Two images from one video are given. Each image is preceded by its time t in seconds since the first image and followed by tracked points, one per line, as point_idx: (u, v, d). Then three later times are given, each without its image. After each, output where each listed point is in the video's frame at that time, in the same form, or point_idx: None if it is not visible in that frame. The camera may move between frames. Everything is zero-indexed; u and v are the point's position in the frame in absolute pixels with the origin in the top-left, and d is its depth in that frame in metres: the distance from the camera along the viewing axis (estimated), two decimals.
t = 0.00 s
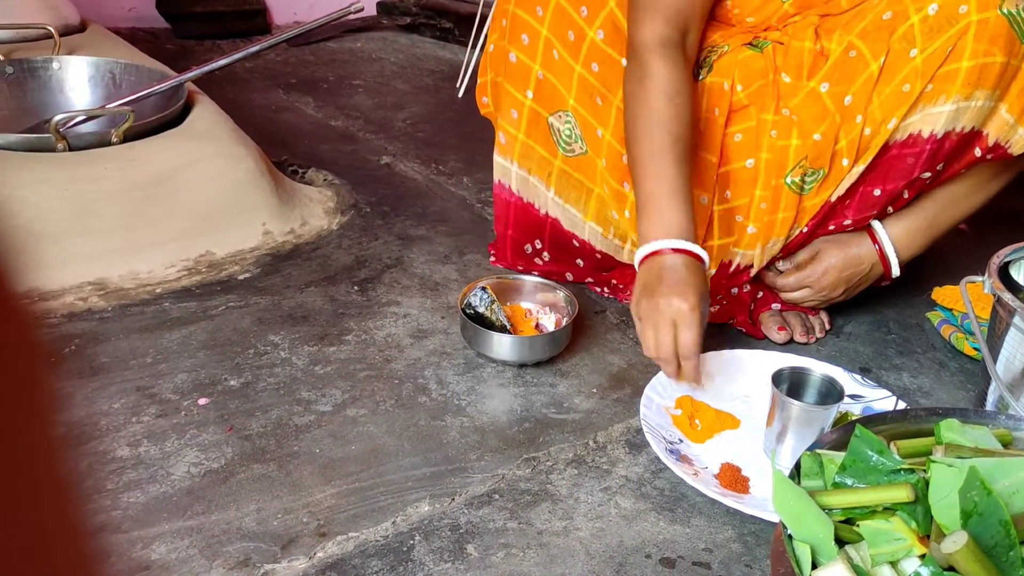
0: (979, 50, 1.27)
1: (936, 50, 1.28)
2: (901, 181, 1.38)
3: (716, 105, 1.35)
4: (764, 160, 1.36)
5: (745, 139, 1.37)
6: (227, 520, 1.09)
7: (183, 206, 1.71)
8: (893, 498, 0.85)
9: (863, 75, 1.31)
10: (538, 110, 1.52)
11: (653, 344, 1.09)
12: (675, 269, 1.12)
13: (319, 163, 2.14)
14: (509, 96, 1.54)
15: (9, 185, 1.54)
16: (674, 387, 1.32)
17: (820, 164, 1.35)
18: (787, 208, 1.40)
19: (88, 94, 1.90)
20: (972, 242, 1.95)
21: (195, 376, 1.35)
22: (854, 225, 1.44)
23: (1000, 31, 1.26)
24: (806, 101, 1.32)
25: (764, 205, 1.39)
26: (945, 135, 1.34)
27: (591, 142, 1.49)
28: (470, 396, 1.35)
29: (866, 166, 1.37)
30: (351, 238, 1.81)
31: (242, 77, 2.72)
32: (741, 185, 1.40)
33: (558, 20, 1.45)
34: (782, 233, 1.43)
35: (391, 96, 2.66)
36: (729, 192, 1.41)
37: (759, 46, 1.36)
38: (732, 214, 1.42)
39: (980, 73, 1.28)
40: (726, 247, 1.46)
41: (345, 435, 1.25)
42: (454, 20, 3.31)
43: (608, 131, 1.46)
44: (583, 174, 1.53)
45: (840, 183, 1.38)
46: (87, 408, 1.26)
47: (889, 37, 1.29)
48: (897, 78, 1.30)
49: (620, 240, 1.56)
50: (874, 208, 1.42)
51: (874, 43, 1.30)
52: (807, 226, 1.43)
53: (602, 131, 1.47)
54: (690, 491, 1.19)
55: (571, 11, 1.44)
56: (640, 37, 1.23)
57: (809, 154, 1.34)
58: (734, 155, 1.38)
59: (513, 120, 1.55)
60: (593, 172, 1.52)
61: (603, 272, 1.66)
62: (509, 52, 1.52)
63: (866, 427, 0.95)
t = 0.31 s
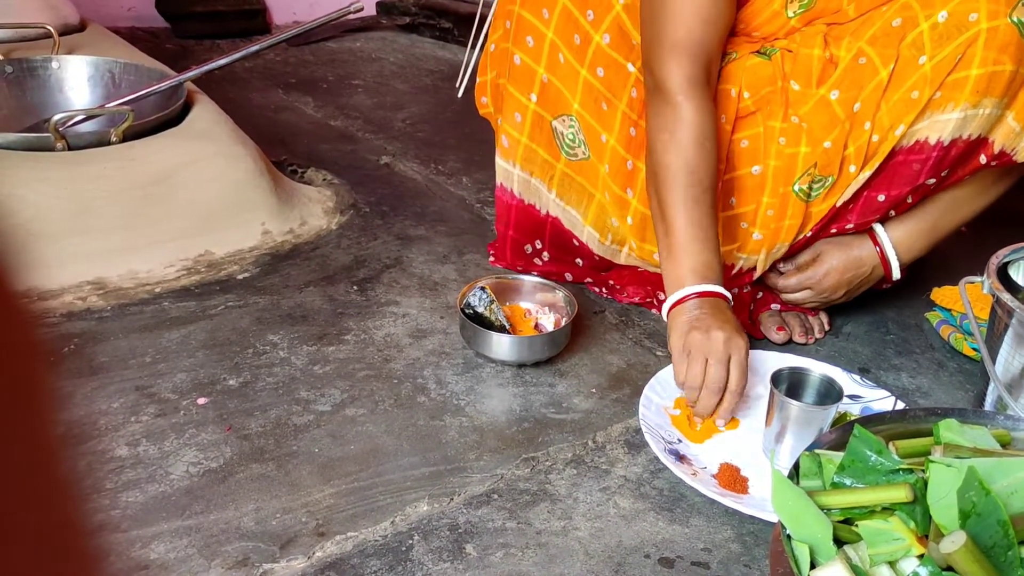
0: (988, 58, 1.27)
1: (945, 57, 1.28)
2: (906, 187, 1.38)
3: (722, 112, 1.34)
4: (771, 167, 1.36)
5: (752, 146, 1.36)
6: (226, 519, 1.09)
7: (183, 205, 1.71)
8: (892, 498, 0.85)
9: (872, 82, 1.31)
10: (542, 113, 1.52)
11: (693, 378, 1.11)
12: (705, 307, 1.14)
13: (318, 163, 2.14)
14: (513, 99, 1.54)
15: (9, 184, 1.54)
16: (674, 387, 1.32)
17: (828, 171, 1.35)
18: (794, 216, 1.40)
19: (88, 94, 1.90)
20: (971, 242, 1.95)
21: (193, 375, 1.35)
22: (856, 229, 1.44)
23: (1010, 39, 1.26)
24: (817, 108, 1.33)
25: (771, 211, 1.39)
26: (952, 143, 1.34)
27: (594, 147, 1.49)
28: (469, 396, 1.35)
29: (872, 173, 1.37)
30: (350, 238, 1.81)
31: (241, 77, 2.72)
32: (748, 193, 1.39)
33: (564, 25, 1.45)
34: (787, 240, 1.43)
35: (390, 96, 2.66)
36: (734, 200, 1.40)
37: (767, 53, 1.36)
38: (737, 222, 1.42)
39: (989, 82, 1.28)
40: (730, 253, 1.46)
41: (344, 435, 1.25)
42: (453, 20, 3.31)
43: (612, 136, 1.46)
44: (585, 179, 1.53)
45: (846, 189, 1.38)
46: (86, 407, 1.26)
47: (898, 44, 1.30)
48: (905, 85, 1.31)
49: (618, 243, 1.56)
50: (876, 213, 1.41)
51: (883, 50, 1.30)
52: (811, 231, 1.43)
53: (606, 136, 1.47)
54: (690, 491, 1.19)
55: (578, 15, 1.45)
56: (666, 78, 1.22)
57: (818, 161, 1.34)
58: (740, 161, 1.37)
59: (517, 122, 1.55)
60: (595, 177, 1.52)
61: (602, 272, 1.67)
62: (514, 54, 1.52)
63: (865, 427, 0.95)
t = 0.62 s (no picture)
0: (990, 58, 1.27)
1: (946, 58, 1.28)
2: (906, 188, 1.38)
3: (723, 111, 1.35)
4: (772, 166, 1.36)
5: (752, 146, 1.36)
6: (224, 519, 1.09)
7: (182, 205, 1.71)
8: (890, 498, 0.85)
9: (873, 82, 1.31)
10: (542, 112, 1.52)
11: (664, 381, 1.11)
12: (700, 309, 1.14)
13: (317, 163, 2.14)
14: (513, 98, 1.54)
15: (8, 184, 1.54)
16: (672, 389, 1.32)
17: (828, 172, 1.35)
18: (794, 216, 1.40)
19: (87, 93, 1.90)
20: (970, 243, 1.95)
21: (192, 375, 1.35)
22: (855, 230, 1.44)
23: (1011, 40, 1.26)
24: (817, 108, 1.33)
25: (771, 211, 1.39)
26: (953, 143, 1.34)
27: (594, 146, 1.49)
28: (468, 396, 1.35)
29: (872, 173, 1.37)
30: (349, 239, 1.81)
31: (240, 77, 2.72)
32: (748, 192, 1.39)
33: (563, 23, 1.45)
34: (787, 240, 1.43)
35: (389, 96, 2.66)
36: (734, 199, 1.40)
37: (767, 52, 1.36)
38: (737, 222, 1.42)
39: (991, 83, 1.28)
40: (730, 253, 1.46)
41: (342, 435, 1.25)
42: (452, 20, 3.31)
43: (612, 135, 1.46)
44: (584, 178, 1.53)
45: (847, 190, 1.38)
46: (84, 407, 1.26)
47: (899, 45, 1.30)
48: (907, 85, 1.30)
49: (617, 244, 1.56)
50: (877, 214, 1.41)
51: (884, 50, 1.30)
52: (811, 231, 1.43)
53: (606, 135, 1.46)
54: (688, 492, 1.19)
55: (577, 13, 1.44)
56: (665, 78, 1.22)
57: (819, 161, 1.34)
58: (740, 161, 1.38)
59: (517, 121, 1.55)
60: (595, 176, 1.51)
61: (600, 273, 1.67)
62: (514, 53, 1.52)
63: (864, 428, 0.95)
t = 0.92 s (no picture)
0: (978, 50, 1.26)
1: (934, 51, 1.27)
2: (898, 183, 1.38)
3: (713, 101, 1.37)
4: (760, 157, 1.37)
5: (743, 137, 1.38)
6: (223, 520, 1.09)
7: (181, 205, 1.71)
8: (888, 499, 0.85)
9: (860, 76, 1.31)
10: (535, 111, 1.52)
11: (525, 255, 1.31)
12: (556, 197, 1.26)
13: (316, 163, 2.14)
14: (506, 98, 1.54)
15: (8, 184, 1.54)
16: (670, 389, 1.32)
17: (816, 163, 1.36)
18: (784, 207, 1.41)
19: (86, 93, 1.90)
20: (968, 244, 1.95)
21: (191, 376, 1.35)
22: (851, 228, 1.45)
23: (999, 32, 1.25)
24: (803, 99, 1.34)
25: (760, 202, 1.40)
26: (943, 136, 1.33)
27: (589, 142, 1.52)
28: (466, 397, 1.35)
29: (863, 167, 1.38)
30: (347, 239, 1.81)
31: (239, 77, 2.72)
32: (737, 183, 1.41)
33: (554, 23, 1.45)
34: (779, 232, 1.44)
35: (388, 96, 2.66)
36: (727, 189, 1.43)
37: (756, 42, 1.37)
38: (730, 212, 1.44)
39: (979, 74, 1.28)
40: (724, 246, 1.48)
41: (341, 435, 1.25)
42: (451, 20, 3.31)
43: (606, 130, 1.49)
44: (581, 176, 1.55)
45: (838, 183, 1.39)
46: (83, 407, 1.26)
47: (887, 39, 1.29)
48: (895, 79, 1.30)
49: (617, 241, 1.57)
50: (871, 210, 1.42)
51: (871, 44, 1.30)
52: (803, 226, 1.44)
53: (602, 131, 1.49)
54: (686, 493, 1.19)
55: (568, 12, 1.45)
56: None
57: (805, 152, 1.35)
58: (731, 152, 1.40)
59: (510, 120, 1.55)
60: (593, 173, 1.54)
61: (599, 273, 1.67)
62: (506, 54, 1.52)
63: (862, 429, 0.95)
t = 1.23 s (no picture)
0: (967, 44, 1.26)
1: (923, 46, 1.28)
2: (891, 178, 1.38)
3: (705, 96, 1.38)
4: (752, 152, 1.38)
5: (735, 133, 1.39)
6: (222, 520, 1.09)
7: (180, 204, 1.71)
8: (887, 500, 0.86)
9: (850, 71, 1.31)
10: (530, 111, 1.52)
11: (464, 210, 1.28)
12: (521, 165, 1.27)
13: (315, 163, 2.14)
14: (501, 98, 1.55)
15: (7, 184, 1.54)
16: (669, 389, 1.32)
17: (807, 159, 1.37)
18: (777, 202, 1.41)
19: (84, 93, 1.89)
20: (966, 245, 1.95)
21: (189, 376, 1.35)
22: (846, 225, 1.45)
23: (987, 26, 1.25)
24: (793, 95, 1.34)
25: (753, 197, 1.40)
26: (934, 130, 1.33)
27: (584, 138, 1.54)
28: (465, 397, 1.35)
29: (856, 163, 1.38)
30: (346, 239, 1.81)
31: (238, 77, 2.72)
32: (731, 178, 1.41)
33: (546, 22, 1.45)
34: (774, 228, 1.44)
35: (387, 97, 2.66)
36: (721, 185, 1.43)
37: (748, 39, 1.37)
38: (724, 208, 1.44)
39: (968, 68, 1.28)
40: (719, 242, 1.48)
41: (340, 435, 1.25)
42: (449, 20, 3.31)
43: (602, 127, 1.52)
44: (575, 173, 1.58)
45: (830, 179, 1.39)
46: (82, 407, 1.26)
47: (875, 34, 1.30)
48: (885, 74, 1.30)
49: (616, 238, 1.59)
50: (865, 206, 1.42)
51: (861, 39, 1.30)
52: (798, 223, 1.45)
53: (596, 127, 1.52)
54: (685, 493, 1.19)
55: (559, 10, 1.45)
56: None
57: (795, 147, 1.35)
58: (725, 148, 1.40)
59: (506, 120, 1.56)
60: (588, 169, 1.56)
61: (598, 273, 1.67)
62: (501, 54, 1.52)
63: (861, 429, 0.96)
